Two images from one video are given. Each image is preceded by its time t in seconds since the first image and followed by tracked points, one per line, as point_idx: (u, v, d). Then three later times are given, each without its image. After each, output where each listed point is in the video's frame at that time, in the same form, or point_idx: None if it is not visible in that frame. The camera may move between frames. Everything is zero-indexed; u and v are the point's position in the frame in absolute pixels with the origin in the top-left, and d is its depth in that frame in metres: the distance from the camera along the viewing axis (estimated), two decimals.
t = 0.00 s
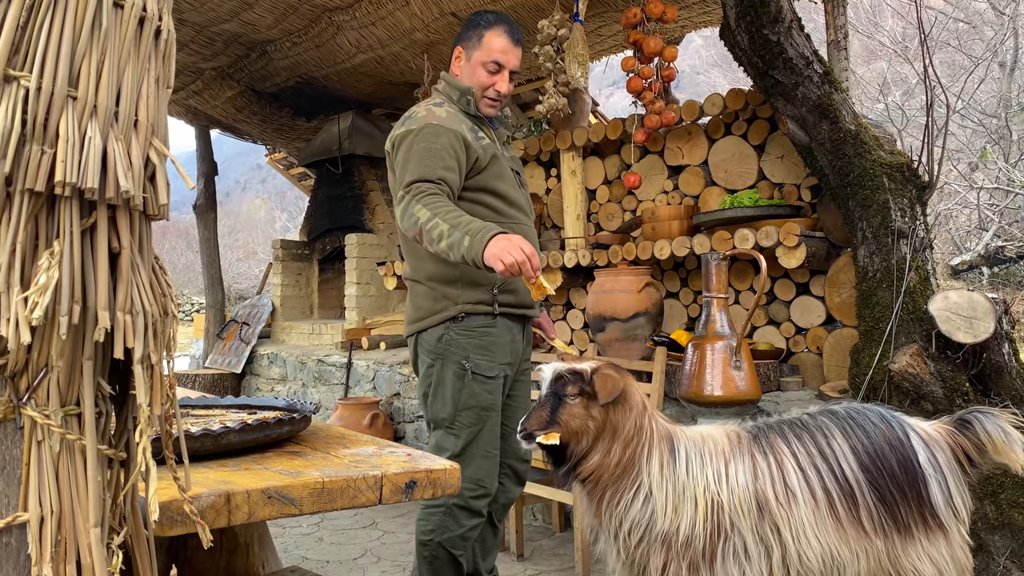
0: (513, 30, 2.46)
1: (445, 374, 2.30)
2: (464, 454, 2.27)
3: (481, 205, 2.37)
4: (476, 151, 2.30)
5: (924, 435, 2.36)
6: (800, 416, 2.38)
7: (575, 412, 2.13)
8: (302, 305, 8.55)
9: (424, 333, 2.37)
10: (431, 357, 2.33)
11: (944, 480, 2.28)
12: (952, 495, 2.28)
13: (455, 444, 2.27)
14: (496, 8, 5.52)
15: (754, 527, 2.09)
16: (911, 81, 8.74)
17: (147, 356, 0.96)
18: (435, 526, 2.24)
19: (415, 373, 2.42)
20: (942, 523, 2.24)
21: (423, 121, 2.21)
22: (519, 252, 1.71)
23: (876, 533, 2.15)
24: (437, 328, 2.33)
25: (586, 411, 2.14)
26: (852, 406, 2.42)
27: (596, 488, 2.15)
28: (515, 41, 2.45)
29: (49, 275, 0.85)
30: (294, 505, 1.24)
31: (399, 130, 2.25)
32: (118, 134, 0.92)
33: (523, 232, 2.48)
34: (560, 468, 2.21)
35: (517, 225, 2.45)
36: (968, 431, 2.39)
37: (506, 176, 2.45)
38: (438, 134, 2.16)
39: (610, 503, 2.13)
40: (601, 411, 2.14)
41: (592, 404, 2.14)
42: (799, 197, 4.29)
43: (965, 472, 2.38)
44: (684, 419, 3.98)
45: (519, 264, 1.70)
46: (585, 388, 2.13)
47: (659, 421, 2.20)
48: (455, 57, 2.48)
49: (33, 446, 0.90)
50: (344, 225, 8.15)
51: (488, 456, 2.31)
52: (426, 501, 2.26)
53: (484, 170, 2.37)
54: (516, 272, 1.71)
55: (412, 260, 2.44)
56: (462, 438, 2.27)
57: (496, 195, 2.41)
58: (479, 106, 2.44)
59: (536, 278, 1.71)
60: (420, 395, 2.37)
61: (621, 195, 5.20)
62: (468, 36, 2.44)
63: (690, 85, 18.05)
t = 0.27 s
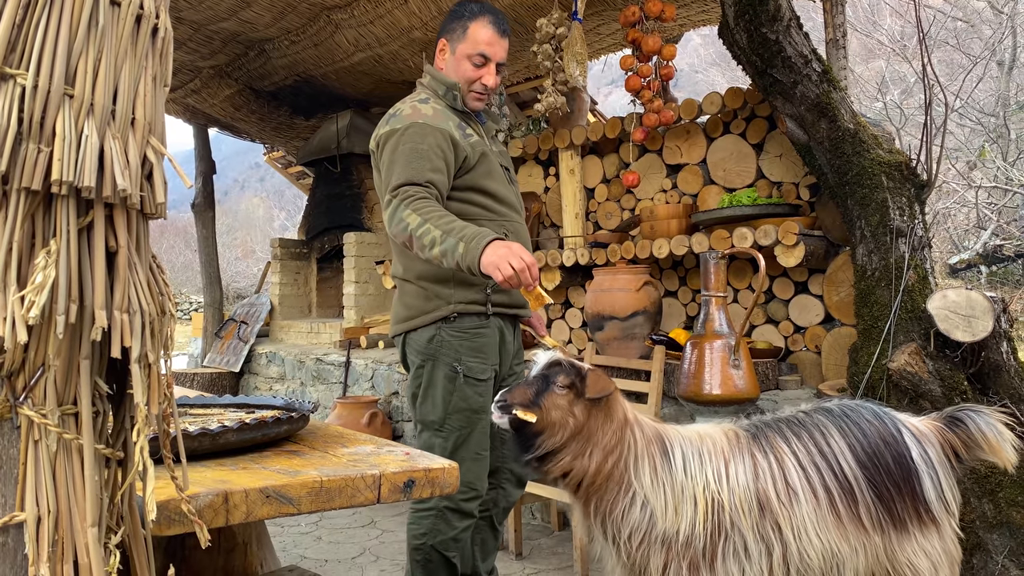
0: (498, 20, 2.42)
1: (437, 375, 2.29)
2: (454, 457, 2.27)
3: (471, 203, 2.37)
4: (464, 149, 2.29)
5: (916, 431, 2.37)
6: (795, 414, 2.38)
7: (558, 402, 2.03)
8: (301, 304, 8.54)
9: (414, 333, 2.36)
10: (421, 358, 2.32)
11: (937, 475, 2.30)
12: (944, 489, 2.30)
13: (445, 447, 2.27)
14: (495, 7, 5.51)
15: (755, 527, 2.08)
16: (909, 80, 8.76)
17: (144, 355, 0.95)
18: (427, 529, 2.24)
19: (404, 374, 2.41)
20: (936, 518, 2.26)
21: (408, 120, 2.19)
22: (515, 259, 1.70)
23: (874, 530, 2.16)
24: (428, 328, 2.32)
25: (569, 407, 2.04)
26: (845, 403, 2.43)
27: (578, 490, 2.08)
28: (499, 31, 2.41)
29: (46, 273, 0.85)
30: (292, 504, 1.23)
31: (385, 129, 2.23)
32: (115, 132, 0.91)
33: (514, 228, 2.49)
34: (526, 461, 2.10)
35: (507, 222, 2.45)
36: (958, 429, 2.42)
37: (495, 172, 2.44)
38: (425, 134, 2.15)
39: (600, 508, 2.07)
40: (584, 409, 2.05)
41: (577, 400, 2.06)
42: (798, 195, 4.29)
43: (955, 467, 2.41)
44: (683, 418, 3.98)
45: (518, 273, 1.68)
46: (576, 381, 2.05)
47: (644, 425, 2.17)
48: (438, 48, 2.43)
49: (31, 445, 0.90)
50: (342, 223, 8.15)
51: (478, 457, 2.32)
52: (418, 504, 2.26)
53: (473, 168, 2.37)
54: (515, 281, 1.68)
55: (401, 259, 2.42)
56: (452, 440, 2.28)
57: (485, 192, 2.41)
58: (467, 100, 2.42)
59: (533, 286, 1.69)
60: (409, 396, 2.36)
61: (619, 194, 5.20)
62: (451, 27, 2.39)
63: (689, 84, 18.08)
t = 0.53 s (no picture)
0: (488, 15, 2.39)
1: (427, 378, 2.29)
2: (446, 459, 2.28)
3: (461, 203, 2.37)
4: (453, 148, 2.28)
5: (911, 428, 2.37)
6: (791, 413, 2.38)
7: (557, 417, 2.03)
8: (299, 303, 8.53)
9: (403, 334, 2.34)
10: (411, 360, 2.31)
11: (931, 473, 2.30)
12: (939, 488, 2.31)
13: (437, 449, 2.29)
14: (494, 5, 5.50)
15: (754, 525, 2.09)
16: (908, 78, 8.75)
17: (143, 355, 0.95)
18: (419, 532, 2.25)
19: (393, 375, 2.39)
20: (932, 515, 2.27)
21: (395, 119, 2.19)
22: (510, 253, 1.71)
23: (872, 528, 2.17)
24: (419, 330, 2.31)
25: (569, 420, 2.04)
26: (840, 401, 2.43)
27: (590, 502, 2.09)
28: (489, 26, 2.39)
29: (44, 273, 0.85)
30: (290, 504, 1.24)
31: (372, 128, 2.22)
32: (113, 131, 0.91)
33: (504, 228, 2.49)
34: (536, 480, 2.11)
35: (497, 221, 2.45)
36: (952, 431, 2.41)
37: (485, 171, 2.44)
38: (413, 134, 2.14)
39: (609, 514, 2.08)
40: (584, 421, 2.05)
41: (576, 413, 2.05)
42: (797, 194, 4.29)
43: (950, 466, 2.41)
44: (682, 417, 3.98)
45: (514, 267, 1.69)
46: (572, 396, 2.04)
47: (646, 427, 2.17)
48: (427, 44, 2.42)
49: (29, 444, 0.89)
50: (341, 222, 8.14)
51: (469, 459, 2.33)
52: (410, 507, 2.27)
53: (463, 168, 2.37)
54: (510, 275, 1.69)
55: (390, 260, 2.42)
56: (443, 443, 2.29)
57: (475, 192, 2.40)
58: (456, 97, 2.41)
59: (529, 279, 1.70)
60: (398, 398, 2.35)
61: (618, 192, 5.20)
62: (440, 22, 2.38)
63: (688, 83, 18.07)
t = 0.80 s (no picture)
0: (483, 11, 2.39)
1: (422, 379, 2.29)
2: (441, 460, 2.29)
3: (455, 203, 2.37)
4: (448, 148, 2.28)
5: (908, 427, 2.38)
6: (789, 412, 2.38)
7: (560, 428, 2.02)
8: (299, 302, 8.53)
9: (397, 335, 2.34)
10: (405, 361, 2.31)
11: (928, 472, 2.30)
12: (936, 487, 2.31)
13: (432, 450, 2.29)
14: (493, 4, 5.49)
15: (753, 524, 2.09)
16: (907, 77, 8.76)
17: (142, 354, 0.95)
18: (415, 533, 2.26)
19: (387, 375, 2.39)
20: (929, 514, 2.27)
21: (388, 118, 2.18)
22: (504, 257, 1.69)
23: (870, 527, 2.17)
24: (413, 332, 2.31)
25: (574, 426, 2.04)
26: (837, 400, 2.44)
27: (598, 507, 2.09)
28: (484, 23, 2.38)
29: (43, 272, 0.85)
30: (290, 503, 1.24)
31: (365, 126, 2.22)
32: (112, 130, 0.91)
33: (499, 228, 2.49)
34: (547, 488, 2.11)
35: (492, 221, 2.45)
36: (948, 434, 2.41)
37: (479, 171, 2.44)
38: (406, 133, 2.14)
39: (612, 517, 2.08)
40: (588, 427, 2.04)
41: (578, 420, 2.04)
42: (796, 193, 4.29)
43: (948, 465, 2.41)
44: (681, 416, 3.98)
45: (506, 272, 1.66)
46: (571, 405, 2.03)
47: (648, 427, 2.17)
48: (420, 40, 2.41)
49: (28, 444, 0.89)
50: (340, 221, 8.13)
51: (464, 459, 2.34)
52: (405, 508, 2.27)
53: (458, 169, 2.37)
54: (503, 281, 1.66)
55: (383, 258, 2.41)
56: (438, 444, 2.29)
57: (469, 192, 2.40)
58: (450, 94, 2.42)
59: (522, 284, 1.67)
60: (393, 398, 2.35)
61: (618, 192, 5.20)
62: (433, 18, 2.37)
63: (687, 82, 18.08)
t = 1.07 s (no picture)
0: (480, 9, 2.39)
1: (419, 379, 2.29)
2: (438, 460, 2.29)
3: (452, 202, 2.37)
4: (445, 148, 2.28)
5: (908, 428, 2.38)
6: (789, 412, 2.39)
7: (559, 423, 2.03)
8: (298, 302, 8.53)
9: (394, 336, 2.34)
10: (402, 362, 2.31)
11: (927, 472, 2.31)
12: (935, 486, 2.32)
13: (429, 451, 2.29)
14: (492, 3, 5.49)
15: (753, 524, 2.09)
16: (906, 77, 8.77)
17: (141, 353, 0.95)
18: (413, 533, 2.25)
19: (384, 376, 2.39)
20: (928, 514, 2.27)
21: (386, 117, 2.18)
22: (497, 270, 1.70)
23: (869, 527, 2.17)
24: (410, 332, 2.31)
25: (573, 421, 2.04)
26: (836, 400, 2.44)
27: (600, 504, 2.09)
28: (482, 21, 2.38)
29: (42, 271, 0.85)
30: (289, 502, 1.24)
31: (362, 125, 2.22)
32: (112, 129, 0.91)
33: (496, 227, 2.49)
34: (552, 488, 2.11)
35: (490, 220, 2.46)
36: (947, 434, 2.41)
37: (477, 170, 2.44)
38: (403, 133, 2.14)
39: (612, 514, 2.09)
40: (586, 421, 2.05)
41: (576, 415, 2.05)
42: (796, 193, 4.29)
43: (947, 466, 2.42)
44: (680, 416, 3.98)
45: (497, 284, 1.68)
46: (569, 398, 2.03)
47: (648, 425, 2.17)
48: (418, 38, 2.41)
49: (27, 443, 0.89)
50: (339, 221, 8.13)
51: (462, 459, 2.34)
52: (402, 508, 2.27)
53: (455, 168, 2.37)
54: (495, 293, 1.68)
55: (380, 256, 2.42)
56: (436, 444, 2.29)
57: (467, 192, 2.40)
58: (447, 93, 2.42)
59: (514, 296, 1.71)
60: (390, 399, 2.35)
61: (617, 191, 5.21)
62: (431, 16, 2.37)
63: (686, 81, 18.09)
